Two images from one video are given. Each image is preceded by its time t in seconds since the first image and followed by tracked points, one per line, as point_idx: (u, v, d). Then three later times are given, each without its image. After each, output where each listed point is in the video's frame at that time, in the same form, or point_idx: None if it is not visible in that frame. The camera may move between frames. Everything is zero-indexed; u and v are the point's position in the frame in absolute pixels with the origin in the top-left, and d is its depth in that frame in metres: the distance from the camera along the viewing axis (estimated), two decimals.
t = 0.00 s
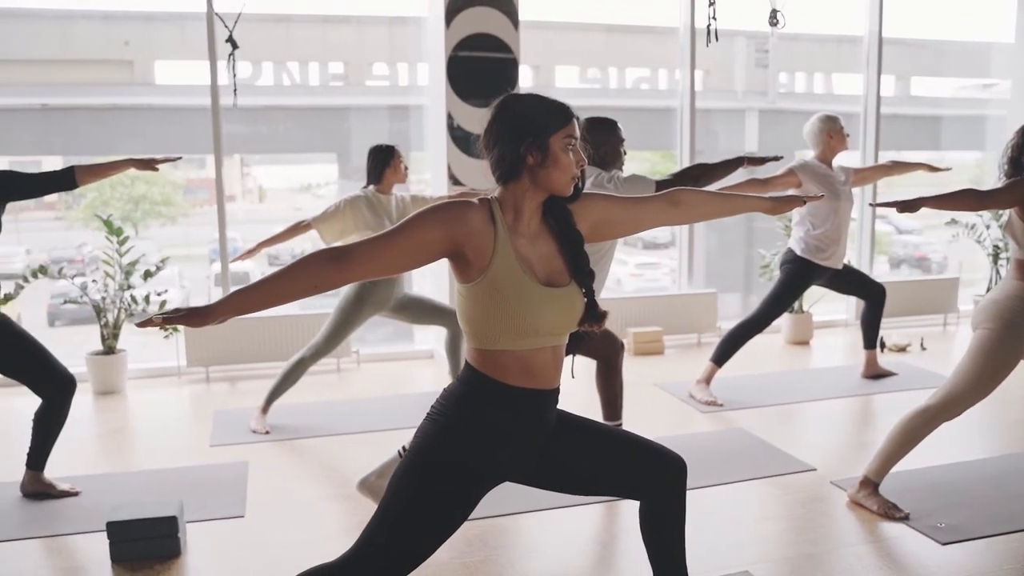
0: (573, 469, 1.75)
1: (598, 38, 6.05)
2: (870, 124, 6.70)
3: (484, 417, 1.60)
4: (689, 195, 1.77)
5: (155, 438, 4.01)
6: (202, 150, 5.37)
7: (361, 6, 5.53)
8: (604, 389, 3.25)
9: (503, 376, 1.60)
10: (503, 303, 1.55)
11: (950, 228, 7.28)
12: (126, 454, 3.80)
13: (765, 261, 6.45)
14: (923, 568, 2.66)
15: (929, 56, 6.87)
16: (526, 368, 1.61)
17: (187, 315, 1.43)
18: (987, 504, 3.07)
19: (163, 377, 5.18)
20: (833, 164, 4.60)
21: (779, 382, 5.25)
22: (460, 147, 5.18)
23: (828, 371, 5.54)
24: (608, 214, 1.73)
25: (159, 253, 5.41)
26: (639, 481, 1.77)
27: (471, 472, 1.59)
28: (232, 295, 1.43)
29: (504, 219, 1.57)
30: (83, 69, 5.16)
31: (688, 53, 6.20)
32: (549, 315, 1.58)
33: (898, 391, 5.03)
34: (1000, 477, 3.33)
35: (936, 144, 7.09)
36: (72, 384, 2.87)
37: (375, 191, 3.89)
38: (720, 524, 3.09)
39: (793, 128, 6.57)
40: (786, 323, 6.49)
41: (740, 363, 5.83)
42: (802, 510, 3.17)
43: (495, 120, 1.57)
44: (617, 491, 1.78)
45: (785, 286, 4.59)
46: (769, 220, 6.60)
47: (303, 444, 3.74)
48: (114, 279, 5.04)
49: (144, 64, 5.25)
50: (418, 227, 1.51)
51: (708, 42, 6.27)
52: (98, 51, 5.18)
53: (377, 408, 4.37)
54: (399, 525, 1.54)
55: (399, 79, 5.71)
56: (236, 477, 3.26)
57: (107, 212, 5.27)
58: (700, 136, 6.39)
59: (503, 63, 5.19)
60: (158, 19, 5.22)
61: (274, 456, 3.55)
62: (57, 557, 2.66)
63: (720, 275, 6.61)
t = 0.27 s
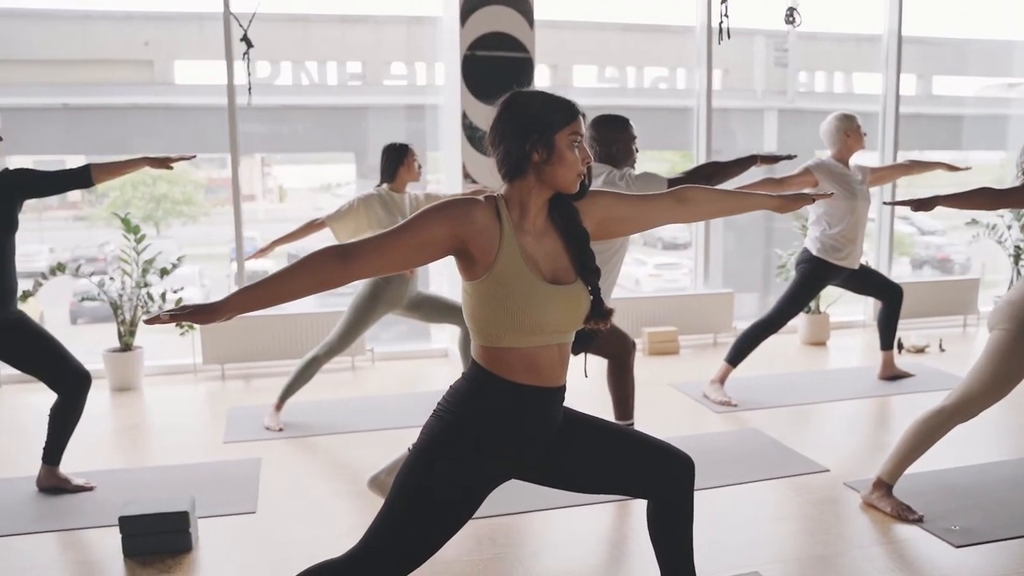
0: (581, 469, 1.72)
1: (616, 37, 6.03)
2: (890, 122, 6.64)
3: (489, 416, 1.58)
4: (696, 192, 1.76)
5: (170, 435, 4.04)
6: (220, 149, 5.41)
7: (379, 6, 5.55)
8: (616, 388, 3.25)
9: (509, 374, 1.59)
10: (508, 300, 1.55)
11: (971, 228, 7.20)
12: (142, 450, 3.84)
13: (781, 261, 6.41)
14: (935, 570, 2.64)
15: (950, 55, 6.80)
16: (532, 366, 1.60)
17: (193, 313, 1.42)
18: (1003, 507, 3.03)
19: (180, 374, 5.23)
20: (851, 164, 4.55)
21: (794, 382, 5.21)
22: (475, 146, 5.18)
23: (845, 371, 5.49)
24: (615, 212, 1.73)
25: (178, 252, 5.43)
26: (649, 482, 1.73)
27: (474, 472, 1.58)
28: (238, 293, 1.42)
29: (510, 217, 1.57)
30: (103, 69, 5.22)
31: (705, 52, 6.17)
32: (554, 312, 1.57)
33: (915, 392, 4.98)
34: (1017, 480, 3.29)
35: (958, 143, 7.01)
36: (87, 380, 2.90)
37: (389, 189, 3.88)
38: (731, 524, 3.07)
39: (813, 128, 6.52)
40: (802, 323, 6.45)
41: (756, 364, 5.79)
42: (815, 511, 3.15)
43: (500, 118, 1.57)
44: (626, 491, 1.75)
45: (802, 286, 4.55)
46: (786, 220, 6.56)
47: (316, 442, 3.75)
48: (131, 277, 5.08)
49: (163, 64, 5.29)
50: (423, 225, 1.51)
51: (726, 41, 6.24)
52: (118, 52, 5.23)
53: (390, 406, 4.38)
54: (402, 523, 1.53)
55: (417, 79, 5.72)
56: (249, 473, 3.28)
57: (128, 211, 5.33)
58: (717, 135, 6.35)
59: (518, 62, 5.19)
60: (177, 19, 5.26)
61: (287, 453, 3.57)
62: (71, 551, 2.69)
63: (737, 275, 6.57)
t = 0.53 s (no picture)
0: (586, 469, 1.69)
1: (633, 36, 6.00)
2: (909, 121, 6.57)
3: (492, 415, 1.57)
4: (702, 190, 1.75)
5: (185, 432, 4.08)
6: (238, 148, 5.44)
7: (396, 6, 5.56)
8: (628, 388, 3.23)
9: (511, 374, 1.58)
10: (510, 299, 1.54)
11: (992, 229, 7.11)
12: (157, 447, 3.86)
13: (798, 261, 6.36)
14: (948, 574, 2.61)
15: (973, 54, 6.72)
16: (535, 366, 1.59)
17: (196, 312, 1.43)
18: (1019, 511, 3.00)
19: (195, 371, 5.26)
20: (867, 162, 4.50)
21: (810, 383, 5.17)
22: (489, 145, 5.18)
23: (860, 372, 5.45)
24: (620, 211, 1.72)
25: (200, 251, 5.48)
26: (655, 482, 1.71)
27: (477, 471, 1.56)
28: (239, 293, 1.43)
29: (513, 216, 1.56)
30: (123, 69, 5.26)
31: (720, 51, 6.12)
32: (557, 311, 1.56)
33: (932, 394, 4.93)
34: None
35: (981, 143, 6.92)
36: (100, 376, 2.92)
37: (401, 187, 3.89)
38: (742, 526, 3.05)
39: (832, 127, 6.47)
40: (819, 324, 6.40)
41: (771, 364, 5.75)
42: (828, 513, 3.13)
43: (504, 116, 1.57)
44: (632, 491, 1.73)
45: (816, 285, 4.51)
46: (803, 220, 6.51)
47: (328, 440, 3.77)
48: (147, 275, 5.13)
49: (182, 64, 5.33)
50: (425, 224, 1.51)
51: (743, 41, 6.20)
52: (138, 52, 5.28)
53: (403, 404, 4.39)
54: (404, 522, 1.52)
55: (435, 78, 5.72)
56: (261, 471, 3.30)
57: (149, 210, 5.38)
58: (736, 135, 6.31)
59: (532, 62, 5.18)
60: (197, 19, 5.30)
61: (299, 451, 3.59)
62: (83, 546, 2.71)
63: (754, 275, 6.52)
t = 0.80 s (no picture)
0: (590, 470, 1.66)
1: (650, 35, 5.98)
2: (928, 121, 6.50)
3: (494, 415, 1.55)
4: (708, 189, 1.73)
5: (198, 430, 4.10)
6: (254, 148, 5.46)
7: (413, 5, 5.56)
8: (638, 388, 3.21)
9: (515, 374, 1.56)
10: (513, 299, 1.53)
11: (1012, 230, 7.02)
12: (170, 444, 3.89)
13: (813, 261, 6.32)
14: None
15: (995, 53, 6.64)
16: (539, 366, 1.57)
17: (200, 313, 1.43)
18: None
19: (209, 369, 5.29)
20: (882, 162, 4.46)
21: (824, 384, 5.13)
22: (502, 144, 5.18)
23: (876, 374, 5.40)
24: (625, 210, 1.71)
25: (219, 251, 5.51)
26: (663, 484, 1.67)
27: (479, 471, 1.54)
28: (243, 293, 1.42)
29: (517, 215, 1.56)
30: (141, 69, 5.30)
31: (736, 51, 6.08)
32: (560, 310, 1.55)
33: (948, 396, 4.87)
34: None
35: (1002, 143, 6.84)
36: (111, 373, 2.94)
37: (412, 186, 3.90)
38: (752, 527, 3.03)
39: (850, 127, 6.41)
40: (834, 325, 6.35)
41: (786, 365, 5.71)
42: (839, 515, 3.10)
43: (507, 115, 1.56)
44: (639, 492, 1.68)
45: (830, 287, 4.45)
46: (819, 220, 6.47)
47: (338, 439, 3.78)
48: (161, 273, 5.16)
49: (199, 64, 5.36)
50: (428, 223, 1.50)
51: (761, 40, 6.16)
52: (156, 52, 5.32)
53: (414, 403, 4.39)
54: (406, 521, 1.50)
55: (451, 78, 5.72)
56: (272, 469, 3.31)
57: (163, 212, 5.39)
58: (752, 135, 6.27)
59: (546, 61, 5.16)
60: (215, 20, 5.33)
61: (310, 449, 3.60)
62: (93, 542, 2.73)
63: (770, 275, 6.47)
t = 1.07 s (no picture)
0: (596, 471, 1.64)
1: (670, 34, 5.94)
2: (951, 121, 6.40)
3: (499, 414, 1.54)
4: (718, 186, 1.72)
5: (215, 427, 4.12)
6: (274, 147, 5.49)
7: (432, 5, 5.56)
8: (651, 387, 3.19)
9: (520, 373, 1.55)
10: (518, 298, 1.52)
11: None
12: (188, 441, 3.92)
13: (833, 262, 6.25)
14: None
15: None
16: (545, 365, 1.56)
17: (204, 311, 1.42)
18: None
19: (227, 367, 5.33)
20: (903, 161, 4.40)
21: (843, 386, 5.07)
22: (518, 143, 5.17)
23: (896, 376, 5.33)
24: (632, 208, 1.69)
25: (241, 249, 5.55)
26: (670, 484, 1.65)
27: (483, 471, 1.53)
28: (247, 292, 1.41)
29: (522, 213, 1.55)
30: (163, 69, 5.35)
31: (755, 49, 6.02)
32: (566, 309, 1.54)
33: (970, 399, 4.80)
34: None
35: None
36: (127, 370, 2.97)
37: (427, 185, 3.89)
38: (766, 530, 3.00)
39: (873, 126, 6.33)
40: (854, 326, 6.28)
41: (805, 366, 5.65)
42: (855, 518, 3.07)
43: (513, 112, 1.55)
44: (645, 493, 1.66)
45: (847, 288, 4.39)
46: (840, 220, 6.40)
47: (352, 437, 3.78)
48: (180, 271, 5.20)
49: (221, 64, 5.39)
50: (433, 222, 1.49)
51: (783, 38, 6.10)
52: (179, 52, 5.36)
53: (429, 403, 4.39)
54: (409, 521, 1.49)
55: (471, 77, 5.71)
56: (286, 467, 3.32)
57: (194, 207, 5.47)
58: (772, 134, 6.21)
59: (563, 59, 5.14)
60: (237, 20, 5.36)
61: (324, 447, 3.61)
62: (107, 538, 2.75)
63: (790, 275, 6.41)
